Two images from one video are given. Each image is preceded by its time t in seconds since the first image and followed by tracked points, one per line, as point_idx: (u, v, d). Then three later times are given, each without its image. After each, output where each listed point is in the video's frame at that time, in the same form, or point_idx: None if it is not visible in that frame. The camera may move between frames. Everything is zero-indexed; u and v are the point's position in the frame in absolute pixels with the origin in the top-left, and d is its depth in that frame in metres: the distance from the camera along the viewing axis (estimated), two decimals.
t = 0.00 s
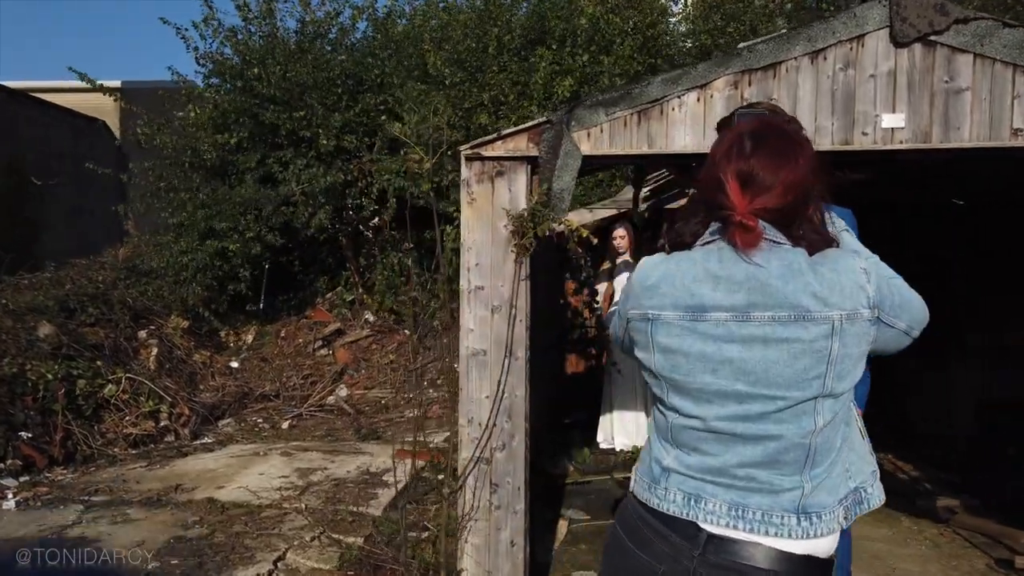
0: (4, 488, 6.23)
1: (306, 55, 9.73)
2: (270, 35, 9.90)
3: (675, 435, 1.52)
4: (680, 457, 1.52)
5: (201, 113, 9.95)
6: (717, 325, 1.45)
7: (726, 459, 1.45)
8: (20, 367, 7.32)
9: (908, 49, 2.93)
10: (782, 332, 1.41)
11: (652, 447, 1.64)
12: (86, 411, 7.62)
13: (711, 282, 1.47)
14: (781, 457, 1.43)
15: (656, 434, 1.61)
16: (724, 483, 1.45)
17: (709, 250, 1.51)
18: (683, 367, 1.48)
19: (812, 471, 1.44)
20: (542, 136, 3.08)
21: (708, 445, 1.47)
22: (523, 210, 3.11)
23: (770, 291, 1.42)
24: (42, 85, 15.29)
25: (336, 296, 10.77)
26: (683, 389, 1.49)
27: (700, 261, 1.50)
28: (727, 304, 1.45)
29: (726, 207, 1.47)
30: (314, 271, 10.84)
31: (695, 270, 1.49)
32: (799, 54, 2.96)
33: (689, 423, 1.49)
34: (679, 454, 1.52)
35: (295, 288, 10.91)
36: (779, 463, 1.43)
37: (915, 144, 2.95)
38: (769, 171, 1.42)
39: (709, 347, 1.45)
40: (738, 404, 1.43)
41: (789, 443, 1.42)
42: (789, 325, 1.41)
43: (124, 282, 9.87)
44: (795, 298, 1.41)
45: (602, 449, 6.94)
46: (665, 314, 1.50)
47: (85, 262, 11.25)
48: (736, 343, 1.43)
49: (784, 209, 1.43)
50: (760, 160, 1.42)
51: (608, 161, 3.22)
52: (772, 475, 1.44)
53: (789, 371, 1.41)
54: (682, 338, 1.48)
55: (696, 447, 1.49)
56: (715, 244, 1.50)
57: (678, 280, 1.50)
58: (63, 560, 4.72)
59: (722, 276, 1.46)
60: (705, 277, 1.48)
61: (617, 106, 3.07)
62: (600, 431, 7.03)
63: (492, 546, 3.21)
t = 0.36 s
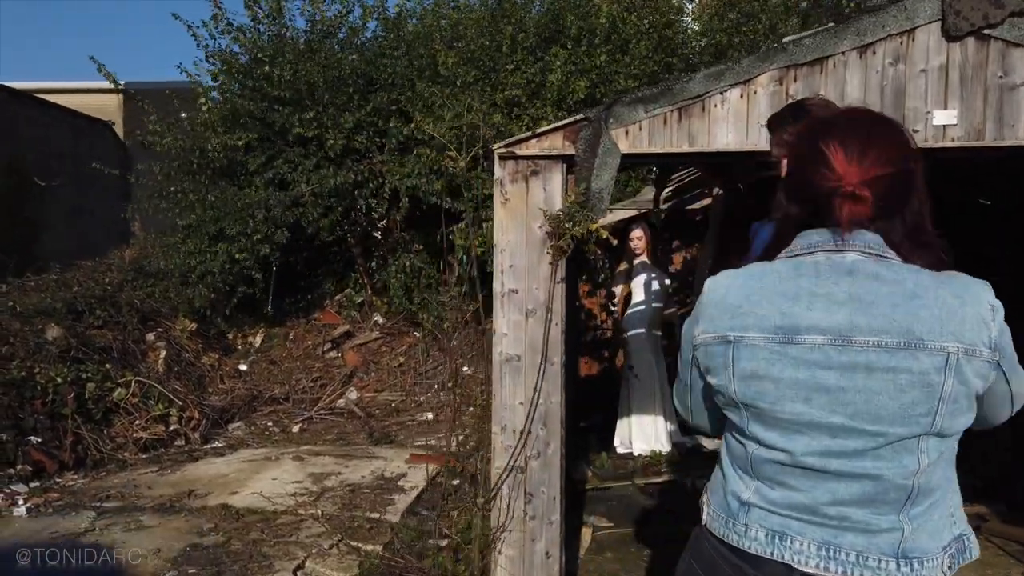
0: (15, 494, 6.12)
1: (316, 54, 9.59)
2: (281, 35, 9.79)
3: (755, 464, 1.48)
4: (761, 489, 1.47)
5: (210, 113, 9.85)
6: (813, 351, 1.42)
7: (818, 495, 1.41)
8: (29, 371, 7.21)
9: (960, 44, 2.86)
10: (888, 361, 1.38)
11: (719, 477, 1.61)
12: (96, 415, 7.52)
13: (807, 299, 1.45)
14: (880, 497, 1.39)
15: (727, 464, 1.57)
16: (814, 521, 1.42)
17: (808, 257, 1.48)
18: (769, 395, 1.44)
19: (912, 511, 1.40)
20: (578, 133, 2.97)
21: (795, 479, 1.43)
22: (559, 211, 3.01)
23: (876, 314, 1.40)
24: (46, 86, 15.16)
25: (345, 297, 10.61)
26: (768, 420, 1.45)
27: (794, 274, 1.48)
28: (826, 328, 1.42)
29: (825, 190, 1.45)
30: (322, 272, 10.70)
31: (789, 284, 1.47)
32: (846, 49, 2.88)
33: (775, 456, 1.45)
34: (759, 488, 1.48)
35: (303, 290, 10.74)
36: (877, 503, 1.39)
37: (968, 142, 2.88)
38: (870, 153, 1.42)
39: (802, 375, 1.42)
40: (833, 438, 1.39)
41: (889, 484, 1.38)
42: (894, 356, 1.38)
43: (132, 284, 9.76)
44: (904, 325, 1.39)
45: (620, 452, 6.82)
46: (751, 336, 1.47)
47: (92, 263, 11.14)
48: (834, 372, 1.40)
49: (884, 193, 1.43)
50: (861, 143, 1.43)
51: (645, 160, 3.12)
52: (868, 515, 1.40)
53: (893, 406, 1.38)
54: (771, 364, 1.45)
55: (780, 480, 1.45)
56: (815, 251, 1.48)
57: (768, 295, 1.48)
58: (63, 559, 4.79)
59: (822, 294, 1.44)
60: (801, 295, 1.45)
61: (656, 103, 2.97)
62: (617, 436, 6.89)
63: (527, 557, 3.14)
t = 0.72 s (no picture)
0: (22, 501, 6.04)
1: (324, 55, 9.47)
2: (287, 35, 9.68)
3: (843, 506, 1.49)
4: (847, 534, 1.49)
5: (215, 114, 9.75)
6: (914, 366, 1.40)
7: (917, 542, 1.41)
8: (35, 376, 7.11)
9: (1008, 43, 2.99)
10: (998, 383, 1.37)
11: (795, 527, 1.62)
12: (103, 420, 7.41)
13: (907, 315, 1.44)
14: (982, 539, 1.41)
15: (805, 506, 1.59)
16: (910, 566, 1.43)
17: (906, 271, 1.49)
18: (865, 417, 1.42)
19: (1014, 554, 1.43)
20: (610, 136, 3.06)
21: (891, 516, 1.43)
22: (592, 215, 3.16)
23: (984, 333, 1.39)
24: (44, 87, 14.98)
25: (353, 300, 10.22)
26: (863, 444, 1.43)
27: (890, 288, 1.48)
28: (930, 346, 1.41)
29: (919, 188, 1.48)
30: (325, 277, 10.28)
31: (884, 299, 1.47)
32: (891, 47, 2.99)
33: (868, 485, 1.43)
34: (845, 531, 1.49)
35: (309, 293, 10.33)
36: (979, 546, 1.41)
37: (1014, 141, 3.01)
38: (961, 154, 1.47)
39: (902, 396, 1.40)
40: (935, 469, 1.38)
41: (992, 525, 1.40)
42: (1004, 378, 1.37)
43: (135, 287, 9.63)
44: (1014, 343, 1.38)
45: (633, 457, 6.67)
46: (845, 352, 1.46)
47: (93, 266, 10.98)
48: (938, 395, 1.39)
49: (977, 195, 1.47)
50: (952, 146, 1.48)
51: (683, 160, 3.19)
52: (971, 559, 1.42)
53: (1003, 431, 1.37)
54: (868, 384, 1.43)
55: (871, 522, 1.45)
56: (916, 264, 1.48)
57: (862, 309, 1.47)
58: (64, 561, 4.93)
59: (923, 309, 1.43)
60: (900, 310, 1.45)
61: (695, 102, 3.04)
62: (631, 440, 6.75)
63: (560, 569, 3.32)
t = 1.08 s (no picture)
0: (14, 509, 5.92)
1: (320, 53, 9.35)
2: (283, 32, 9.54)
3: (905, 530, 1.48)
4: (908, 559, 1.48)
5: (209, 113, 9.61)
6: (984, 375, 1.37)
7: (986, 567, 1.39)
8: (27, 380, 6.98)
9: None
10: None
11: (849, 552, 1.61)
12: (96, 425, 7.27)
13: (974, 321, 1.40)
14: None
15: (861, 530, 1.58)
16: None
17: (969, 277, 1.43)
18: (931, 429, 1.40)
19: None
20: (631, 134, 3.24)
21: (957, 537, 1.41)
22: (609, 216, 3.28)
23: None
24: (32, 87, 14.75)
25: (347, 302, 10.08)
26: (929, 457, 1.41)
27: (953, 294, 1.43)
28: (1001, 354, 1.37)
29: (976, 194, 1.43)
30: (320, 276, 10.16)
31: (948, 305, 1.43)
32: (917, 46, 3.07)
33: (935, 506, 1.42)
34: (905, 556, 1.48)
35: (302, 294, 10.21)
36: None
37: None
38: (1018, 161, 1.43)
39: (972, 407, 1.38)
40: (1005, 484, 1.36)
41: None
42: None
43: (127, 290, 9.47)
44: None
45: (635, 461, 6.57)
46: (911, 359, 1.43)
47: (84, 268, 10.80)
48: (1008, 405, 1.36)
49: None
50: (1008, 152, 1.44)
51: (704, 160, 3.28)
52: None
53: None
54: (934, 395, 1.41)
55: (935, 546, 1.43)
56: (982, 270, 1.42)
57: (926, 316, 1.44)
58: (65, 561, 4.95)
59: (992, 315, 1.40)
60: (967, 315, 1.41)
61: (717, 101, 3.12)
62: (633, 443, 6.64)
63: None
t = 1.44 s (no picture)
0: None
1: (311, 49, 9.20)
2: (272, 29, 9.39)
3: (944, 553, 1.39)
4: None
5: (197, 111, 9.44)
6: None
7: None
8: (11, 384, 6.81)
9: None
10: None
11: None
12: (82, 429, 7.10)
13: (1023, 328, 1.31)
14: None
15: (895, 553, 1.50)
16: None
17: (1015, 279, 1.34)
18: (978, 444, 1.32)
19: None
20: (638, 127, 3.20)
21: (1003, 560, 1.33)
22: (614, 213, 3.27)
23: None
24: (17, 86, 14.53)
25: (339, 302, 9.94)
26: (976, 474, 1.33)
27: (998, 298, 1.35)
28: None
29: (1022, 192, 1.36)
30: (312, 276, 10.00)
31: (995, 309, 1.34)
32: (931, 37, 3.04)
33: (983, 529, 1.33)
34: None
35: (292, 295, 10.05)
36: None
37: None
38: None
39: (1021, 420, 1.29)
40: None
41: None
42: None
43: (114, 291, 9.31)
44: None
45: (632, 463, 6.45)
46: (955, 369, 1.34)
47: (70, 269, 10.59)
48: None
49: None
50: None
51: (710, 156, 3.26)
52: None
53: None
54: (982, 410, 1.32)
55: (974, 568, 1.36)
56: None
57: (971, 322, 1.35)
58: (62, 561, 4.93)
59: None
60: (1012, 322, 1.32)
61: (725, 95, 3.09)
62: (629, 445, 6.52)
63: None
